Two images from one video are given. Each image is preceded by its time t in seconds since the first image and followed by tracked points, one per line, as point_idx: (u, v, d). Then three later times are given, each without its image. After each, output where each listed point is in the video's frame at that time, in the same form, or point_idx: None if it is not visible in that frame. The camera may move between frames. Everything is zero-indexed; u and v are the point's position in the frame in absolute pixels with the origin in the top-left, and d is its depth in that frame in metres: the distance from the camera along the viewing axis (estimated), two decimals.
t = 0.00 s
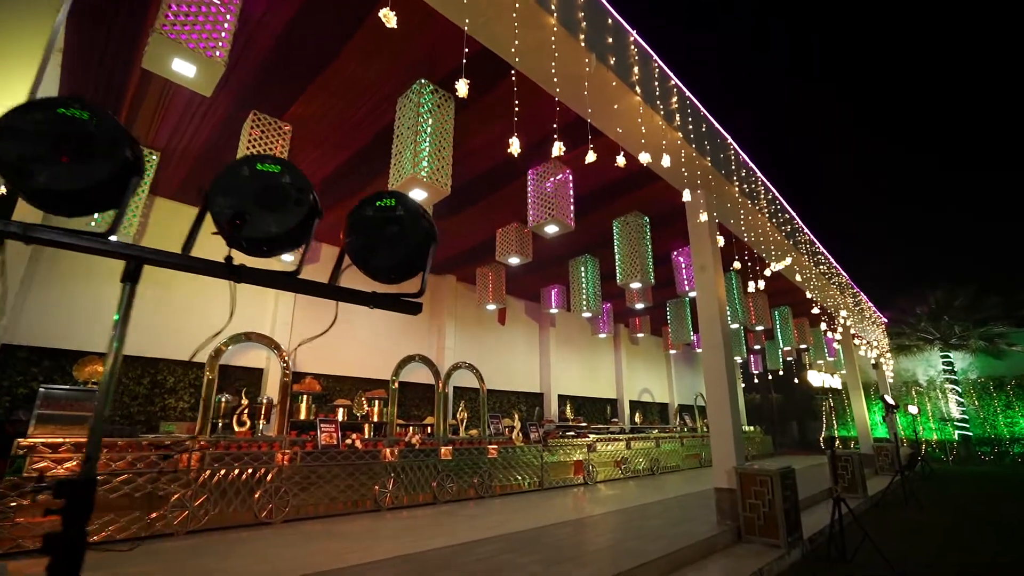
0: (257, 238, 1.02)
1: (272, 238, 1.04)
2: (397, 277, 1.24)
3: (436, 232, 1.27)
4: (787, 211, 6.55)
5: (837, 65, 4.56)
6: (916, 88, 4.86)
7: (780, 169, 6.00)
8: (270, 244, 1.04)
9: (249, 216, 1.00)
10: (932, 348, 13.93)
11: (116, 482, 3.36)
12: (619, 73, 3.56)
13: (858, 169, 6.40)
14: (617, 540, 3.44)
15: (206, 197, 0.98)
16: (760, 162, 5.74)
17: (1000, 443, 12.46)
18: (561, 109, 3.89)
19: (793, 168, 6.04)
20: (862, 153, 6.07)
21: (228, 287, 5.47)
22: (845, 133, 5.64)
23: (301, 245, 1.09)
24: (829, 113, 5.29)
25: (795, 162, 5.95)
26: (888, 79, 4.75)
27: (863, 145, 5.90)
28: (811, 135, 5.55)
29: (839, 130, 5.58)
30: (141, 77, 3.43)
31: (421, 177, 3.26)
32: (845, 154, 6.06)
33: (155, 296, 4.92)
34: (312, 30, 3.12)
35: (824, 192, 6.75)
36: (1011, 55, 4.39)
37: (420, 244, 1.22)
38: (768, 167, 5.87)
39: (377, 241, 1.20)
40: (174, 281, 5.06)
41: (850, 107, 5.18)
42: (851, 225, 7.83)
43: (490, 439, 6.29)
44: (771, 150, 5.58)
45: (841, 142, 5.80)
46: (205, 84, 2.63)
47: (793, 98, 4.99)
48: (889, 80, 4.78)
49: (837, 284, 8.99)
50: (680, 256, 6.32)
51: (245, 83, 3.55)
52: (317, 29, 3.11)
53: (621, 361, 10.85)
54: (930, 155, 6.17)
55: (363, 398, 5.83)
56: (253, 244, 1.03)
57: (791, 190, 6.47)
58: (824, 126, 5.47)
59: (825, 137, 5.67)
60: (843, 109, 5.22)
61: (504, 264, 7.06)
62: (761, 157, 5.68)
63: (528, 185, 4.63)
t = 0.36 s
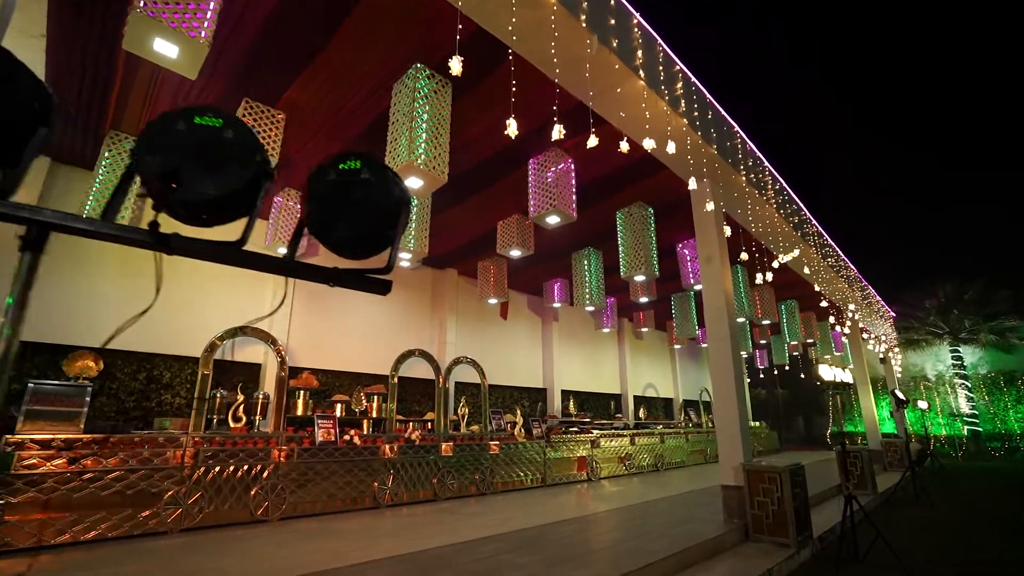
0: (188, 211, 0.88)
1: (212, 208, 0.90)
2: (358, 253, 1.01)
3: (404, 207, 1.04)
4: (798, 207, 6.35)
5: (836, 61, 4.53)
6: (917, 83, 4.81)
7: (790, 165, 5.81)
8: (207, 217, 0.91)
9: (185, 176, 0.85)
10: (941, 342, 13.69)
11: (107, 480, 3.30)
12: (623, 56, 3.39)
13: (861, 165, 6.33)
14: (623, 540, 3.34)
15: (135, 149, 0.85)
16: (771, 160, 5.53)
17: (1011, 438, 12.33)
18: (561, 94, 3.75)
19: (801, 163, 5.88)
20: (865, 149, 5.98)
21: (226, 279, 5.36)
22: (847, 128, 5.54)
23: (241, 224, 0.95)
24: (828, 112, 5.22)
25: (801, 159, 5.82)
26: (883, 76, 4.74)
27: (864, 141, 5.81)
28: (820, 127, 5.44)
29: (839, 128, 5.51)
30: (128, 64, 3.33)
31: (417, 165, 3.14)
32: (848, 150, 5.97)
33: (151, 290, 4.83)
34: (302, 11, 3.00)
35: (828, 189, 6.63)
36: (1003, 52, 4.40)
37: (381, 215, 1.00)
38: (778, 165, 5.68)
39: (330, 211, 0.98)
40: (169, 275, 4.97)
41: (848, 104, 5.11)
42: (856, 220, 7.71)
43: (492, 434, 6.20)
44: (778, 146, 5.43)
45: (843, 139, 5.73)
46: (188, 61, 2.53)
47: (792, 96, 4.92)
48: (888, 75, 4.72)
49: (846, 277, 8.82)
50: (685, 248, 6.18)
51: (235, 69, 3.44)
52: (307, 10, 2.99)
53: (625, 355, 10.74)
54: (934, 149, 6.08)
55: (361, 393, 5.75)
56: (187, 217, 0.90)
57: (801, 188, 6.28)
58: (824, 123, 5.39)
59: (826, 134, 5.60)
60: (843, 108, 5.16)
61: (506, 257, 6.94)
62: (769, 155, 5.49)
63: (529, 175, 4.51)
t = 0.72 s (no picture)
0: (109, 144, 0.69)
1: (147, 144, 0.71)
2: (320, 202, 0.85)
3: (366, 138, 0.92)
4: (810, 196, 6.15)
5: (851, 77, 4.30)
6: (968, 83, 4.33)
7: (806, 155, 5.55)
8: (144, 152, 0.72)
9: (97, 98, 0.66)
10: (955, 335, 13.39)
11: (101, 476, 3.23)
12: (629, 33, 3.23)
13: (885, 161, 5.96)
14: (632, 538, 3.21)
15: (23, 78, 0.67)
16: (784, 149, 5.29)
17: None
18: (564, 76, 3.61)
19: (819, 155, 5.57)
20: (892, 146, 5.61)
21: (224, 272, 5.30)
22: (876, 125, 5.16)
23: (173, 167, 0.78)
24: (858, 108, 4.81)
25: (819, 151, 5.51)
26: (931, 74, 4.25)
27: (892, 139, 5.46)
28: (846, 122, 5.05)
29: (871, 123, 5.09)
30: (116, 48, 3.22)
31: (414, 149, 3.00)
32: (877, 145, 5.55)
33: (149, 283, 4.76)
34: None
35: (845, 184, 6.31)
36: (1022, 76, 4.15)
37: (346, 160, 0.86)
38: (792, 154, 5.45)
39: (288, 153, 0.82)
40: (167, 267, 4.90)
41: (881, 100, 4.67)
42: (872, 212, 7.43)
43: (496, 428, 6.10)
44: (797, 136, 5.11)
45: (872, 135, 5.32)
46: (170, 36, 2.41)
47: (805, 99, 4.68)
48: (938, 72, 4.22)
49: (859, 268, 8.62)
50: (693, 238, 6.03)
51: (226, 53, 3.32)
52: None
53: (631, 349, 10.59)
54: (970, 142, 5.63)
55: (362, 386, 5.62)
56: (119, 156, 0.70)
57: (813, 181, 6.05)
58: (853, 119, 4.98)
59: (854, 130, 5.21)
60: (880, 105, 4.73)
61: (510, 249, 6.81)
62: (784, 144, 5.21)
63: (532, 161, 4.38)
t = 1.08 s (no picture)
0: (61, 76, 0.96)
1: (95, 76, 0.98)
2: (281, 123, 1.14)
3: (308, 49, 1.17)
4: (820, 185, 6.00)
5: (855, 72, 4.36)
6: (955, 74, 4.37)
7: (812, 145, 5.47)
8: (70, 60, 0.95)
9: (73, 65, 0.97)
10: (966, 330, 13.05)
11: (91, 471, 3.14)
12: (635, 10, 3.07)
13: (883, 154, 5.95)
14: (636, 536, 3.11)
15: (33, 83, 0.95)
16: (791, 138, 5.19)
17: None
18: (566, 58, 3.46)
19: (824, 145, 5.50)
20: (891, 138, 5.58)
21: (220, 265, 5.21)
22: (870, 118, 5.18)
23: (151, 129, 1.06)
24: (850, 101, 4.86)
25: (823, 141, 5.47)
26: (918, 67, 4.29)
27: (885, 130, 5.42)
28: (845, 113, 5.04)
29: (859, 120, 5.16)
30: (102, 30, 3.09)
31: (411, 132, 2.86)
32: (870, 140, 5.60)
33: (143, 275, 4.68)
34: None
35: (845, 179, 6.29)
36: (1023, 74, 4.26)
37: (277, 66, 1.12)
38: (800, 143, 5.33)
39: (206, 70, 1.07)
40: (161, 259, 4.81)
41: (875, 98, 4.78)
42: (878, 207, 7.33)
43: (499, 424, 6.00)
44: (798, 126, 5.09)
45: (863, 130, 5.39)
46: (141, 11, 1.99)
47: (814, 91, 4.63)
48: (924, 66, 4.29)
49: (869, 261, 8.44)
50: (700, 230, 5.90)
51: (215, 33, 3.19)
52: None
53: (636, 343, 10.47)
54: (967, 136, 5.57)
55: (361, 380, 5.51)
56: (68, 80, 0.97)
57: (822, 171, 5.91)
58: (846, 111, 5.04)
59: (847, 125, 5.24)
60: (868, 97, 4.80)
61: (512, 242, 6.69)
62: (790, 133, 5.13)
63: (534, 148, 4.24)
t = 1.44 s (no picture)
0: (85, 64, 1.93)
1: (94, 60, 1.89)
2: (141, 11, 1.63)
3: None
4: (831, 174, 5.82)
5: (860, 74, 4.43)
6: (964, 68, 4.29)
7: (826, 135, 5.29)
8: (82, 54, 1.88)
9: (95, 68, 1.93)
10: (977, 323, 12.69)
11: (81, 467, 3.05)
12: None
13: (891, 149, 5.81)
14: (643, 535, 3.00)
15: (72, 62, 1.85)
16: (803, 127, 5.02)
17: None
18: (569, 37, 3.32)
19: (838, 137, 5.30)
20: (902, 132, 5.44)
21: (217, 257, 5.10)
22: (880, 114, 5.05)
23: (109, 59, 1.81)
24: (859, 93, 4.74)
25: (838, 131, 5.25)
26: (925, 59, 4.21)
27: (889, 136, 5.47)
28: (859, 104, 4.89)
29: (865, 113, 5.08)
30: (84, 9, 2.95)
31: (407, 113, 2.73)
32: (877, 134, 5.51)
33: (137, 267, 4.58)
34: None
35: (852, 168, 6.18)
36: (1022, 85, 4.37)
37: None
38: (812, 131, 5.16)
39: None
40: (156, 251, 4.71)
41: (875, 98, 4.80)
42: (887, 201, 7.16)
43: (501, 418, 5.90)
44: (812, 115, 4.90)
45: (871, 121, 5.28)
46: None
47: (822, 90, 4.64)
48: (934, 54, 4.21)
49: (880, 253, 8.27)
50: (707, 220, 5.76)
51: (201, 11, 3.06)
52: None
53: (641, 337, 10.35)
54: (971, 142, 5.59)
55: (360, 373, 5.41)
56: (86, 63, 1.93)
57: (832, 159, 5.73)
58: (856, 102, 4.90)
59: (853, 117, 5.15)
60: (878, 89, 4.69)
61: (515, 233, 6.57)
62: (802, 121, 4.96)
63: (536, 135, 4.11)
